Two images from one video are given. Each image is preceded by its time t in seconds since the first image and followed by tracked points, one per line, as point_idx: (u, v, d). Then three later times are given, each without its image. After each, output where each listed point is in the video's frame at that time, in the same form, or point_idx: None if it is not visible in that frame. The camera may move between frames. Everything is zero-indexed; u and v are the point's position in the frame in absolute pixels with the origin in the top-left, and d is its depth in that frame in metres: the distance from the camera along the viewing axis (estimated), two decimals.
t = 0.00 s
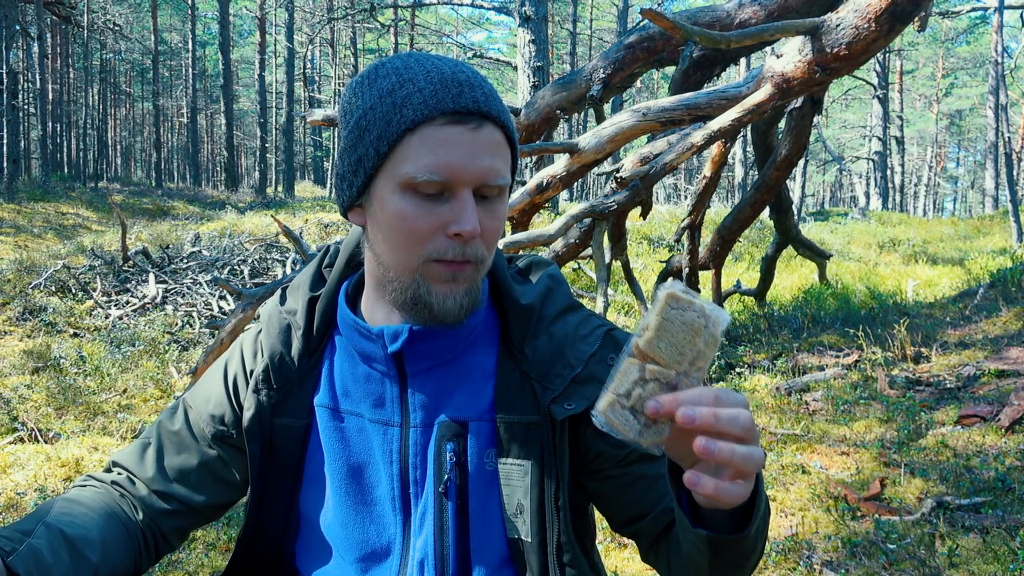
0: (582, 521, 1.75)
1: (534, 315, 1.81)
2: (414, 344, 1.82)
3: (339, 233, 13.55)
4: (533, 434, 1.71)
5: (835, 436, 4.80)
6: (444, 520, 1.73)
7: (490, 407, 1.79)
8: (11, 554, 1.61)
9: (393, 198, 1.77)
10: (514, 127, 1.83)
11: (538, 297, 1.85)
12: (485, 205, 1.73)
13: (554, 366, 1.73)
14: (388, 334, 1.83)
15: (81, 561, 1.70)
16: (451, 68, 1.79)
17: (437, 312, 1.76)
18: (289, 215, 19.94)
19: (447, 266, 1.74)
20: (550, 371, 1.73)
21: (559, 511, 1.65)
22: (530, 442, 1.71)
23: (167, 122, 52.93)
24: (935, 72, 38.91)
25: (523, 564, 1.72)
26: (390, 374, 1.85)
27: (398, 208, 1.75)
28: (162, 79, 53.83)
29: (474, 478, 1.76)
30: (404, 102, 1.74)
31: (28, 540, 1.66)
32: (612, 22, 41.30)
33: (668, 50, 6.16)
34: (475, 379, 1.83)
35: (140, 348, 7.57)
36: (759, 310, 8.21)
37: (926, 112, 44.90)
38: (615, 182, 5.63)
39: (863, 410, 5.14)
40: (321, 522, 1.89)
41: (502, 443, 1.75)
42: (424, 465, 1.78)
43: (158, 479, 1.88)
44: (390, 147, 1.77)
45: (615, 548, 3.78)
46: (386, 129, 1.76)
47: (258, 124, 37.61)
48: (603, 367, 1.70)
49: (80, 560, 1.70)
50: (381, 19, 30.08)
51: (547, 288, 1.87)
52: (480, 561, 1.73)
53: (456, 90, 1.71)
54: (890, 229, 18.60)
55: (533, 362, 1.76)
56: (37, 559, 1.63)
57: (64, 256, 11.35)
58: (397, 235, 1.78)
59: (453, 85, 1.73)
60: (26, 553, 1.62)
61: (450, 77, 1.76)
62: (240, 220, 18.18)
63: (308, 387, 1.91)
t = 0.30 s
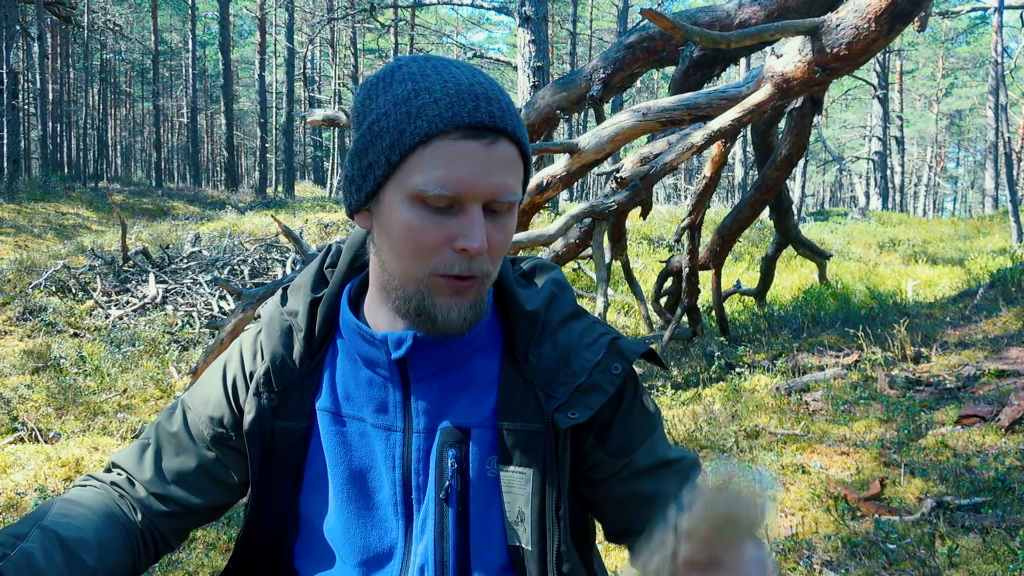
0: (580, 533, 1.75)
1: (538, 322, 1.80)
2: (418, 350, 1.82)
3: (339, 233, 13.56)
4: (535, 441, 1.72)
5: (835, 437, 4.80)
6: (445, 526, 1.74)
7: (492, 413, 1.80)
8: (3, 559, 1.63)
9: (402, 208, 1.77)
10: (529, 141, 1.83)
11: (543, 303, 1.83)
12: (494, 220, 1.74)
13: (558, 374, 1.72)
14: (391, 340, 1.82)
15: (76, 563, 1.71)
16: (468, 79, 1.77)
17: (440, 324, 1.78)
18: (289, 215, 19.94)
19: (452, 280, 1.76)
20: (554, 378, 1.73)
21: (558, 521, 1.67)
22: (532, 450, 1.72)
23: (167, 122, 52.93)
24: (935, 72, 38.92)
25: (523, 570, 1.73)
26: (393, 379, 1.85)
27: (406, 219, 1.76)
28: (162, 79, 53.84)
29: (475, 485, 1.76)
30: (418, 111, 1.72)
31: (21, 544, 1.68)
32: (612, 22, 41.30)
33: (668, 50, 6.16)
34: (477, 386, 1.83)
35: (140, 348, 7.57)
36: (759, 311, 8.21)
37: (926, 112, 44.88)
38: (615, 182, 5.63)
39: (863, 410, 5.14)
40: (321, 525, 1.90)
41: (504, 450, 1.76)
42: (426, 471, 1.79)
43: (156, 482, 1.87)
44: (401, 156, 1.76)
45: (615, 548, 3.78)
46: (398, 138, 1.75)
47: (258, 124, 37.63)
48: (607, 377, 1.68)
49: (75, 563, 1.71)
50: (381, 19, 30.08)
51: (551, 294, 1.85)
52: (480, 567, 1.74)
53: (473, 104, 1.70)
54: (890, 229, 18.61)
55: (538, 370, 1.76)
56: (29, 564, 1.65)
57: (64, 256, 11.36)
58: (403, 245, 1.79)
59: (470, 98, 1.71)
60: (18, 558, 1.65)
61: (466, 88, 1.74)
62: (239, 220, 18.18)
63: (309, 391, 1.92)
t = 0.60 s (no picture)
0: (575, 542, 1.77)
1: (535, 327, 1.78)
2: (414, 352, 1.82)
3: (339, 233, 13.56)
4: (528, 447, 1.71)
5: (835, 437, 4.80)
6: (439, 530, 1.74)
7: (487, 418, 1.79)
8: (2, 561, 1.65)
9: (396, 201, 1.77)
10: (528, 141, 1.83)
11: (541, 307, 1.81)
12: (489, 219, 1.74)
13: (552, 381, 1.72)
14: (388, 343, 1.82)
15: (76, 563, 1.72)
16: (470, 75, 1.78)
17: (431, 322, 1.77)
18: (289, 215, 19.94)
19: (444, 277, 1.76)
20: (548, 385, 1.72)
21: (547, 530, 1.67)
22: (525, 456, 1.71)
23: (167, 122, 52.91)
24: (935, 72, 38.93)
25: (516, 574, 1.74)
26: (391, 381, 1.84)
27: (400, 213, 1.76)
28: (161, 79, 53.85)
29: (469, 489, 1.76)
30: (417, 105, 1.73)
31: (19, 545, 1.69)
32: (612, 22, 41.29)
33: (668, 50, 6.15)
34: (473, 389, 1.82)
35: (140, 348, 7.57)
36: (759, 311, 8.22)
37: (926, 112, 44.88)
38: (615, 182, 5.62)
39: (863, 410, 5.14)
40: (319, 525, 1.91)
41: (498, 456, 1.75)
42: (421, 473, 1.79)
43: (157, 479, 1.87)
44: (397, 149, 1.76)
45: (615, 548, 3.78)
46: (396, 131, 1.75)
47: (258, 124, 37.63)
48: (603, 386, 1.67)
49: (75, 563, 1.72)
50: (381, 19, 30.10)
51: (553, 298, 1.83)
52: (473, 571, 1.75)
53: (471, 100, 1.71)
54: (890, 229, 18.61)
55: (533, 376, 1.75)
56: (27, 566, 1.66)
57: (64, 256, 11.35)
58: (396, 240, 1.79)
59: (469, 94, 1.72)
60: (16, 560, 1.66)
61: (467, 84, 1.75)
62: (239, 220, 18.18)
63: (309, 389, 1.92)
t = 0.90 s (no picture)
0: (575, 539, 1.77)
1: (531, 325, 1.78)
2: (409, 354, 1.81)
3: (339, 233, 13.55)
4: (525, 447, 1.72)
5: (835, 436, 4.80)
6: (436, 531, 1.74)
7: (484, 418, 1.79)
8: None
9: (381, 199, 1.78)
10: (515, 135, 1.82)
11: (538, 305, 1.81)
12: (475, 214, 1.75)
13: (549, 381, 1.71)
14: (383, 344, 1.81)
15: (72, 564, 1.72)
16: (452, 69, 1.76)
17: (418, 319, 1.78)
18: (289, 215, 19.94)
19: (430, 274, 1.76)
20: (544, 384, 1.72)
21: (546, 529, 1.67)
22: (522, 455, 1.71)
23: (167, 122, 52.90)
24: (935, 72, 38.95)
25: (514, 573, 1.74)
26: (387, 382, 1.84)
27: (386, 210, 1.77)
28: (161, 79, 53.86)
29: (466, 490, 1.75)
30: (398, 102, 1.72)
31: (16, 546, 1.68)
32: (612, 22, 41.28)
33: (668, 50, 6.15)
34: (468, 389, 1.82)
35: (140, 348, 7.57)
36: (759, 310, 8.22)
37: (926, 112, 44.86)
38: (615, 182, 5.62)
39: (863, 410, 5.14)
40: (317, 526, 1.91)
41: (495, 456, 1.75)
42: (418, 474, 1.78)
43: (153, 481, 1.87)
44: (381, 147, 1.76)
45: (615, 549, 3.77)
46: (378, 129, 1.75)
47: (258, 124, 37.63)
48: (600, 384, 1.67)
49: (71, 564, 1.72)
50: (381, 19, 30.09)
51: (548, 296, 1.83)
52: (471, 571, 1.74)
53: (453, 94, 1.69)
54: (889, 229, 18.60)
55: (529, 376, 1.74)
56: (24, 566, 1.66)
57: (64, 256, 11.36)
58: (383, 238, 1.79)
59: (452, 89, 1.71)
60: (13, 561, 1.66)
61: (449, 78, 1.73)
62: (239, 220, 18.18)
63: (305, 391, 1.92)
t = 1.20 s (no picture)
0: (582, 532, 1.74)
1: (531, 321, 1.79)
2: (410, 350, 1.81)
3: (339, 233, 13.55)
4: (528, 441, 1.71)
5: (835, 436, 4.80)
6: (439, 526, 1.73)
7: (485, 414, 1.79)
8: None
9: (370, 188, 1.82)
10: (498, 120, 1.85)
11: (537, 302, 1.82)
12: (463, 198, 1.77)
13: (550, 375, 1.72)
14: (383, 341, 1.82)
15: (73, 563, 1.72)
16: (431, 59, 1.82)
17: (417, 308, 1.80)
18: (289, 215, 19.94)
19: (423, 259, 1.79)
20: (546, 378, 1.72)
21: (551, 523, 1.67)
22: (524, 450, 1.71)
23: (167, 122, 52.95)
24: (935, 72, 38.96)
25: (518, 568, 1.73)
26: (387, 379, 1.84)
27: (374, 200, 1.81)
28: (161, 79, 53.85)
29: (468, 485, 1.75)
30: (379, 93, 1.79)
31: (18, 543, 1.68)
32: (612, 22, 41.28)
33: (668, 50, 6.16)
34: (469, 385, 1.82)
35: (140, 348, 7.57)
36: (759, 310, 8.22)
37: (926, 112, 44.85)
38: (615, 182, 5.62)
39: (863, 410, 5.13)
40: (319, 525, 1.90)
41: (497, 451, 1.75)
42: (420, 470, 1.78)
43: (154, 481, 1.87)
44: (366, 137, 1.82)
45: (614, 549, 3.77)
46: (361, 120, 1.81)
47: (258, 123, 37.62)
48: (600, 376, 1.66)
49: (72, 563, 1.71)
50: (381, 19, 30.08)
51: (546, 293, 1.85)
52: (476, 566, 1.73)
53: (431, 81, 1.75)
54: (890, 229, 18.60)
55: (529, 370, 1.75)
56: (26, 563, 1.66)
57: (64, 256, 11.35)
58: (373, 227, 1.83)
59: (429, 75, 1.76)
60: (15, 558, 1.65)
61: (429, 67, 1.79)
62: (239, 220, 18.18)
63: (305, 390, 1.92)
